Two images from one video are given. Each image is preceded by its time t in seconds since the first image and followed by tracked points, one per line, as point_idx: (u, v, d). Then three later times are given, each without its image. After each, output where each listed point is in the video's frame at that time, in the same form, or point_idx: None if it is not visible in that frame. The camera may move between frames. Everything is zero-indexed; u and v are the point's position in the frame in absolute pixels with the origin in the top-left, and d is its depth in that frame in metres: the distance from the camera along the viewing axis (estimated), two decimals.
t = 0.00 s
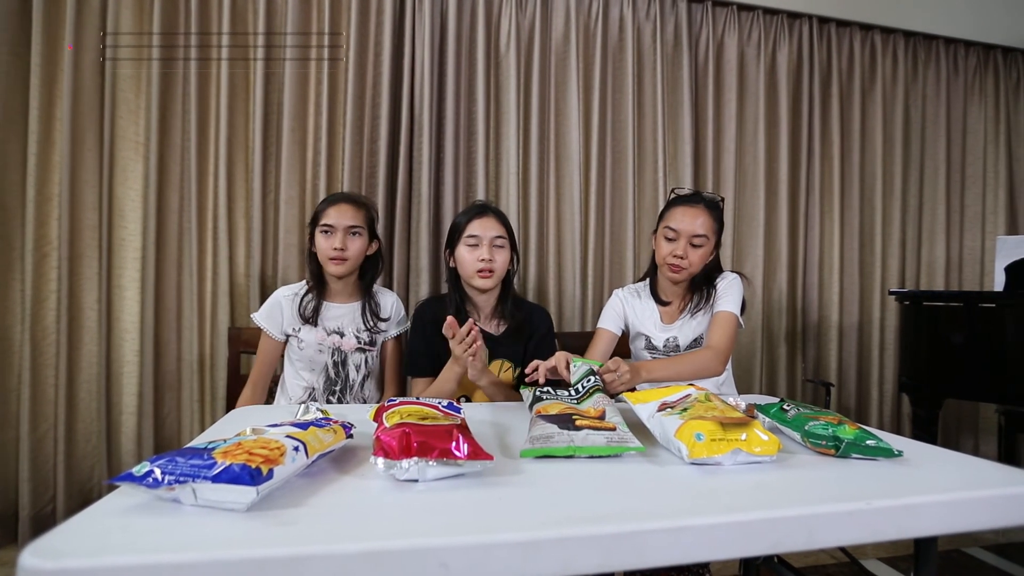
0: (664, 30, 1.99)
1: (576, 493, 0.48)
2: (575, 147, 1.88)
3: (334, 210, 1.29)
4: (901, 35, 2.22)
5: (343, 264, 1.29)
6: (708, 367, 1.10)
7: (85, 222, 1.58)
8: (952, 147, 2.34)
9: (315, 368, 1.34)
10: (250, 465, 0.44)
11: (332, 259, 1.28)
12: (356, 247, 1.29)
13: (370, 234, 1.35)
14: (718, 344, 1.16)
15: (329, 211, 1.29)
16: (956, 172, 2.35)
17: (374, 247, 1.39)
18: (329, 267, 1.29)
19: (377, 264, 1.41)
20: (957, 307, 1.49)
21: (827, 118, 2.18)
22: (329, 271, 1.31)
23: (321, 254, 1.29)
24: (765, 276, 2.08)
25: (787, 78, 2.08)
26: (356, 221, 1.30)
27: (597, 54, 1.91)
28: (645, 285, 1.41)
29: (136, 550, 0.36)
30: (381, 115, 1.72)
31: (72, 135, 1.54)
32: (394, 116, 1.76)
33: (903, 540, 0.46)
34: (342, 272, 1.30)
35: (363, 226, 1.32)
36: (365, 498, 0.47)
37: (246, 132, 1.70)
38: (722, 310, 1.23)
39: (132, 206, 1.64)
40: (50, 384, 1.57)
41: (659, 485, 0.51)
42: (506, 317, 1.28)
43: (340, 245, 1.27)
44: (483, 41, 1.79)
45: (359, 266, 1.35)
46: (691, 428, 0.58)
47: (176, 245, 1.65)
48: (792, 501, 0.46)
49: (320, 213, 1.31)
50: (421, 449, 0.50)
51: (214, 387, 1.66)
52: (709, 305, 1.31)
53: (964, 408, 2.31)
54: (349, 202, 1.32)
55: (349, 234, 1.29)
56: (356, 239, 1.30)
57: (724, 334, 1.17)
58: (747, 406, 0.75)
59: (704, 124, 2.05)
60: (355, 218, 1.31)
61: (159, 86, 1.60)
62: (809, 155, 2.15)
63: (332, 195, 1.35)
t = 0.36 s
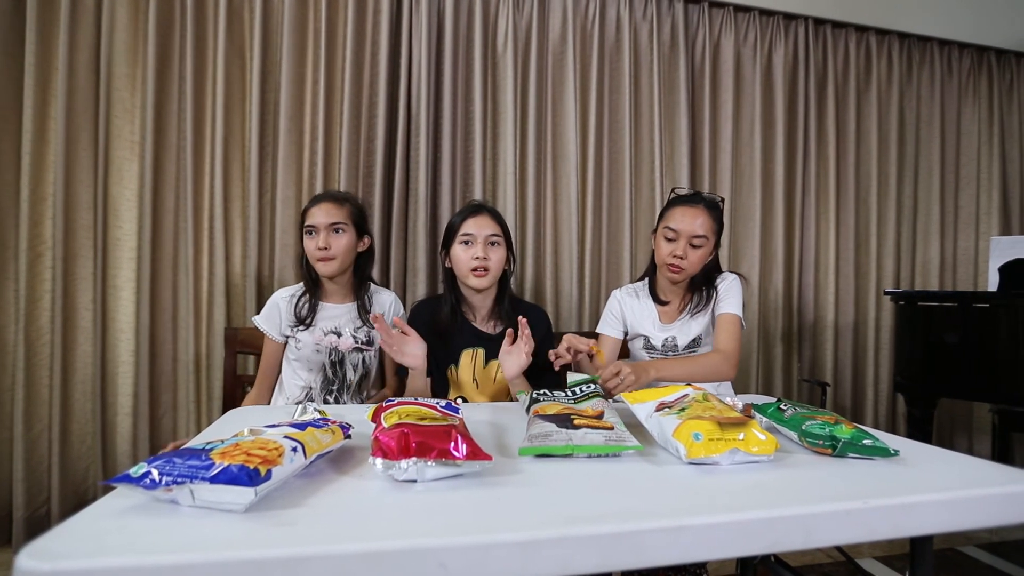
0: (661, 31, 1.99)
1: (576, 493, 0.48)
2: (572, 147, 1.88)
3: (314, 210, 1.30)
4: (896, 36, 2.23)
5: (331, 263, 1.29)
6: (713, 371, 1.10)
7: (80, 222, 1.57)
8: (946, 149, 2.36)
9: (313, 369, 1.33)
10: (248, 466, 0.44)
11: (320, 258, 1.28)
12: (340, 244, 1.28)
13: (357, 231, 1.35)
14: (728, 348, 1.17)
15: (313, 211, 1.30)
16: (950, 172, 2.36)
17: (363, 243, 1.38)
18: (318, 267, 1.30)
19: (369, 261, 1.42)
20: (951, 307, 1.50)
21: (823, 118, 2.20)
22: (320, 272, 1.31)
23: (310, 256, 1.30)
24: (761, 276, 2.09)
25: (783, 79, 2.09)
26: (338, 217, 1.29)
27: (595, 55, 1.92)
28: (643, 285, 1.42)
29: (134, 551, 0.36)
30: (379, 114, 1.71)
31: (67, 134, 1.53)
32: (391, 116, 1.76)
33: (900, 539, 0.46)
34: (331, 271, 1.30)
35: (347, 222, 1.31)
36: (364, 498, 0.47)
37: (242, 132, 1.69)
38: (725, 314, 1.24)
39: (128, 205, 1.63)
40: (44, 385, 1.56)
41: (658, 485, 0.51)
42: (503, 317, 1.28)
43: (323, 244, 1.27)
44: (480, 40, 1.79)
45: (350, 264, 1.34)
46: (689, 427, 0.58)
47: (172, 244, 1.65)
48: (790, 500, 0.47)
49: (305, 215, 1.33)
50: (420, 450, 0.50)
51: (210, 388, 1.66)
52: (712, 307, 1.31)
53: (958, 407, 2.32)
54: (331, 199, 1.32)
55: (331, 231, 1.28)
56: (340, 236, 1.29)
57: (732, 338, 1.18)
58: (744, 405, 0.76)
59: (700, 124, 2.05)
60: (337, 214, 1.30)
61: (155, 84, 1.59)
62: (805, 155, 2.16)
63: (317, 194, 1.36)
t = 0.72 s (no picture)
0: (659, 31, 1.99)
1: (574, 493, 0.48)
2: (570, 148, 1.88)
3: (314, 201, 1.31)
4: (892, 37, 2.24)
5: (334, 248, 1.28)
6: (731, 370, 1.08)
7: (76, 222, 1.56)
8: (942, 149, 2.37)
9: (310, 366, 1.33)
10: (246, 466, 0.44)
11: (322, 245, 1.27)
12: (343, 231, 1.30)
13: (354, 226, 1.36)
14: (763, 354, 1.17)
15: (312, 204, 1.31)
16: (946, 172, 2.37)
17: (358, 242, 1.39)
18: (320, 254, 1.28)
19: (364, 260, 1.43)
20: (947, 307, 1.50)
21: (820, 119, 2.20)
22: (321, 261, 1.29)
23: (310, 245, 1.29)
24: (758, 276, 2.09)
25: (780, 80, 2.10)
26: (338, 208, 1.31)
27: (592, 55, 1.92)
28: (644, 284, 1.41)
29: (131, 552, 0.36)
30: (376, 114, 1.71)
31: (63, 133, 1.52)
32: (388, 116, 1.76)
33: (897, 538, 0.46)
34: (334, 257, 1.29)
35: (346, 213, 1.33)
36: (362, 498, 0.47)
37: (239, 131, 1.69)
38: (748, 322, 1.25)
39: (124, 205, 1.62)
40: (40, 385, 1.55)
41: (656, 485, 0.51)
42: (500, 316, 1.28)
43: (326, 229, 1.27)
44: (478, 40, 1.79)
45: (348, 255, 1.34)
46: (687, 427, 0.58)
47: (168, 244, 1.64)
48: (787, 499, 0.47)
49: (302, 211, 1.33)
50: (417, 450, 0.50)
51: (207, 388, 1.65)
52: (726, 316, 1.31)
53: (954, 407, 2.33)
54: (328, 195, 1.34)
55: (333, 219, 1.30)
56: (341, 224, 1.31)
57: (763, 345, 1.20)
58: (741, 405, 0.76)
59: (698, 124, 2.06)
60: (337, 205, 1.32)
61: (151, 83, 1.59)
62: (802, 155, 2.16)
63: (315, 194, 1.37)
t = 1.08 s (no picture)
0: (655, 32, 2.00)
1: (570, 493, 0.48)
2: (566, 148, 1.88)
3: (313, 204, 1.30)
4: (887, 39, 2.25)
5: (333, 252, 1.27)
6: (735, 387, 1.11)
7: (70, 221, 1.55)
8: (936, 150, 2.38)
9: (308, 364, 1.32)
10: (242, 467, 0.44)
11: (320, 248, 1.27)
12: (342, 235, 1.29)
13: (354, 229, 1.36)
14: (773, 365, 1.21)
15: (311, 207, 1.30)
16: (940, 173, 2.39)
17: (357, 244, 1.38)
18: (318, 257, 1.28)
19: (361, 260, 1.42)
20: (941, 306, 1.51)
21: (815, 120, 2.21)
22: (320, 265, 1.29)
23: (309, 249, 1.28)
24: (753, 276, 2.10)
25: (775, 80, 2.11)
26: (338, 211, 1.30)
27: (588, 55, 1.92)
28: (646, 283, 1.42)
29: (126, 554, 0.36)
30: (372, 113, 1.71)
31: (56, 132, 1.51)
32: (384, 116, 1.76)
33: (891, 536, 0.46)
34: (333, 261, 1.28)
35: (346, 217, 1.33)
36: (358, 499, 0.47)
37: (235, 131, 1.68)
38: (756, 330, 1.27)
39: (119, 205, 1.61)
40: (33, 385, 1.54)
41: (652, 484, 0.51)
42: (500, 317, 1.28)
43: (326, 233, 1.27)
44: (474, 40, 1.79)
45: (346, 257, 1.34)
46: (683, 427, 0.59)
47: (163, 244, 1.63)
48: (783, 498, 0.47)
49: (300, 214, 1.32)
50: (414, 450, 0.50)
51: (202, 389, 1.65)
52: (734, 322, 1.32)
53: (948, 407, 2.35)
54: (328, 198, 1.34)
55: (333, 223, 1.29)
56: (341, 228, 1.30)
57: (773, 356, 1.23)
58: (737, 405, 0.76)
59: (693, 124, 2.06)
60: (337, 208, 1.31)
61: (146, 82, 1.58)
62: (797, 156, 2.17)
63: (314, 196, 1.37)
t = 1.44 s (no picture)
0: (651, 32, 2.01)
1: (566, 493, 0.48)
2: (562, 148, 1.88)
3: (303, 213, 1.28)
4: (881, 40, 2.26)
5: (324, 266, 1.28)
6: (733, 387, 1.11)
7: (63, 221, 1.54)
8: (930, 151, 2.40)
9: (303, 367, 1.32)
10: (236, 468, 0.44)
11: (311, 261, 1.27)
12: (333, 248, 1.30)
13: (344, 236, 1.36)
14: (772, 366, 1.21)
15: (300, 215, 1.28)
16: (934, 174, 2.40)
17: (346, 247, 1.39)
18: (309, 270, 1.28)
19: (351, 262, 1.42)
20: (935, 306, 1.52)
21: (810, 120, 2.22)
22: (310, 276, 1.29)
23: (299, 260, 1.28)
24: (749, 276, 2.11)
25: (771, 81, 2.12)
26: (330, 222, 1.30)
27: (584, 56, 1.92)
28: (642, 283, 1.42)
29: (119, 555, 0.35)
30: (368, 114, 1.71)
31: (49, 132, 1.50)
32: (380, 117, 1.76)
33: (885, 535, 0.47)
34: (324, 274, 1.29)
35: (335, 226, 1.33)
36: (353, 500, 0.46)
37: (230, 130, 1.68)
38: (754, 330, 1.28)
39: (113, 205, 1.60)
40: (26, 386, 1.53)
41: (648, 484, 0.51)
42: (495, 317, 1.28)
43: (319, 247, 1.27)
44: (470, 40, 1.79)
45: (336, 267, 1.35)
46: (678, 427, 0.59)
47: (157, 244, 1.63)
48: (778, 498, 0.47)
49: (287, 218, 1.30)
50: (409, 451, 0.50)
51: (197, 390, 1.64)
52: (731, 323, 1.33)
53: (942, 406, 2.36)
54: (316, 203, 1.31)
55: (324, 235, 1.29)
56: (332, 240, 1.30)
57: (772, 357, 1.23)
58: (732, 404, 0.76)
59: (689, 125, 2.07)
60: (327, 217, 1.30)
61: (141, 82, 1.57)
62: (792, 157, 2.18)
63: (299, 197, 1.33)
